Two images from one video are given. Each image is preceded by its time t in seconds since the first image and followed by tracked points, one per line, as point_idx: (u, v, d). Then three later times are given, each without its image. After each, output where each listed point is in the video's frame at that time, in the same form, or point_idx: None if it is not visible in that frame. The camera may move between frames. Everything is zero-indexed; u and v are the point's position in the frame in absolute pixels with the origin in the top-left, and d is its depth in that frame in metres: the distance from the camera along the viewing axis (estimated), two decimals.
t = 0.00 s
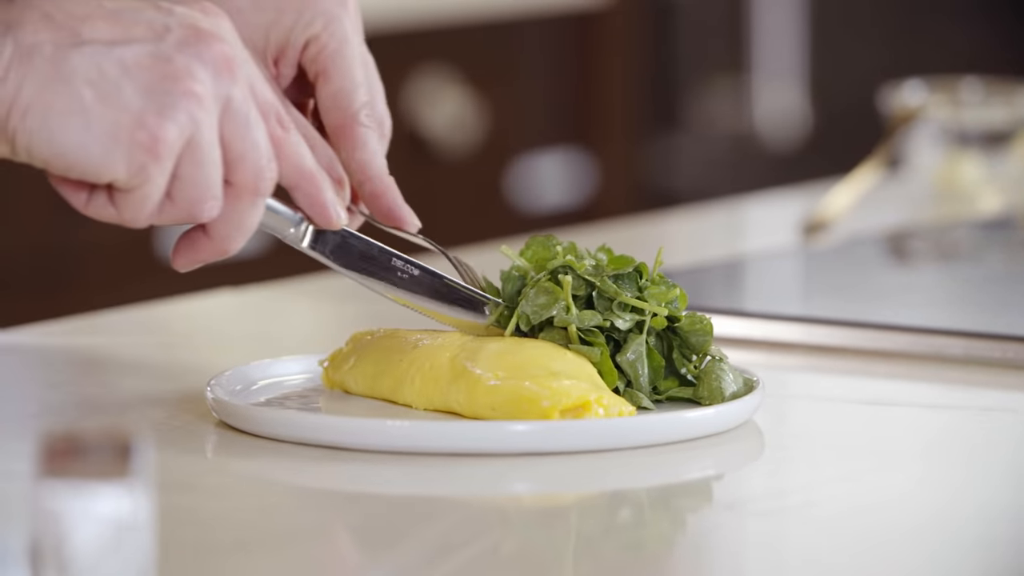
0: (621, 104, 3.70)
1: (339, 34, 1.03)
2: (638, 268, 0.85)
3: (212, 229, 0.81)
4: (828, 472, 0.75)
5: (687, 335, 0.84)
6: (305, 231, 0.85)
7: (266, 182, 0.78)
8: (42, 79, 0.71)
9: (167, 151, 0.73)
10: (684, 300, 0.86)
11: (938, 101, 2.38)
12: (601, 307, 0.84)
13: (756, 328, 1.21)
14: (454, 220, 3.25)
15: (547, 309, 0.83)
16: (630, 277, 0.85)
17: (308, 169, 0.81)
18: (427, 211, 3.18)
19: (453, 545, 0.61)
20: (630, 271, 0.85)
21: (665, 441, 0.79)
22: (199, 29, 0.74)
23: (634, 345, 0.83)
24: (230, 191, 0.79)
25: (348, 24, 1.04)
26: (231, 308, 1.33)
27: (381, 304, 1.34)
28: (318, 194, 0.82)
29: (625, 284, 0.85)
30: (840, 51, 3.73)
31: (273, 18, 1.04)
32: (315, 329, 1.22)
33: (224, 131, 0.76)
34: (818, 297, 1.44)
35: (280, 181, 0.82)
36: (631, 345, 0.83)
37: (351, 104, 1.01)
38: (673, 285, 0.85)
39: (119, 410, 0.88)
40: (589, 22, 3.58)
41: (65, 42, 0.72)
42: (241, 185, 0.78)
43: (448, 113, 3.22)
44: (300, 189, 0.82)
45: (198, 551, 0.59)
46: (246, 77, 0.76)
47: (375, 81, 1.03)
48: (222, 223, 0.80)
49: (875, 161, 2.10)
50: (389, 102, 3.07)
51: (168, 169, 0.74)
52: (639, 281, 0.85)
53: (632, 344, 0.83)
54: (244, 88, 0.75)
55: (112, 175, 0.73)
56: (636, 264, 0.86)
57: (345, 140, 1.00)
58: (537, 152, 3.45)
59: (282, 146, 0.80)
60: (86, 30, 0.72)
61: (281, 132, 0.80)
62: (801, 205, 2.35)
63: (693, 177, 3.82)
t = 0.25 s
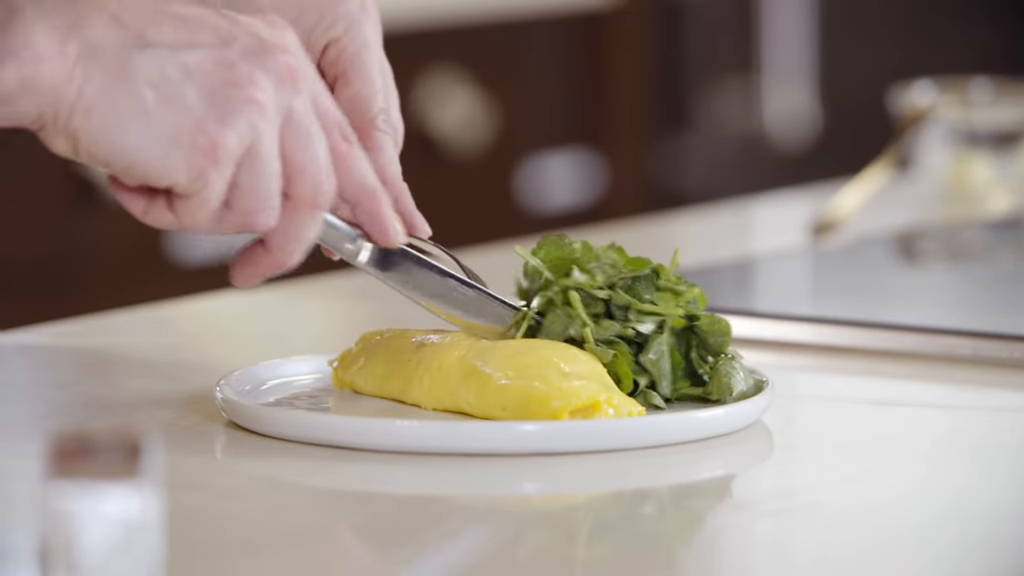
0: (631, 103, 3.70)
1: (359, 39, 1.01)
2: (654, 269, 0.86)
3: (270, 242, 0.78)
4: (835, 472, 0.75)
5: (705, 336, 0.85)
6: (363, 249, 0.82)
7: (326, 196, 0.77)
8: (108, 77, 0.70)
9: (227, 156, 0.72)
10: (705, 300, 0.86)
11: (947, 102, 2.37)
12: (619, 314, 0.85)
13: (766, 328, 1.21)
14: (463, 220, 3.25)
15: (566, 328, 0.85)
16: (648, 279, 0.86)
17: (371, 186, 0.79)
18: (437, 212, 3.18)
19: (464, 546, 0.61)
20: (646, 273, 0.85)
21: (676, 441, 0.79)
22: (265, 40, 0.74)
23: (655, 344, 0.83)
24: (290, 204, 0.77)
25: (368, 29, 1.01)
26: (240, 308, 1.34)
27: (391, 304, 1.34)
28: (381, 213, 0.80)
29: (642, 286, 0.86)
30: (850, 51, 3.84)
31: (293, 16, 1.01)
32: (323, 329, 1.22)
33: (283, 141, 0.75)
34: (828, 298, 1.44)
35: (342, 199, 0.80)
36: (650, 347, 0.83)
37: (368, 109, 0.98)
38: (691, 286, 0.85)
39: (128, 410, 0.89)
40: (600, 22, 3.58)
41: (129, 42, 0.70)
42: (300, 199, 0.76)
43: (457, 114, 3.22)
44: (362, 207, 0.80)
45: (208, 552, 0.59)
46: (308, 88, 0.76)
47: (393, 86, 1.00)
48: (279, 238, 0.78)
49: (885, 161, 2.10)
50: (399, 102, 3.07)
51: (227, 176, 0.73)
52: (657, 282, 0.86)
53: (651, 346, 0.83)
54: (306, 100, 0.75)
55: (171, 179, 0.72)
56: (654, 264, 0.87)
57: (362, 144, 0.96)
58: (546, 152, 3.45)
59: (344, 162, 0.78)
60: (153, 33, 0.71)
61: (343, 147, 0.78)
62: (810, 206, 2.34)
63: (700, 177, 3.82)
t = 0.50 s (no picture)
0: (635, 103, 3.70)
1: (372, 40, 1.01)
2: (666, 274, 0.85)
3: (254, 218, 0.78)
4: (840, 472, 0.75)
5: (716, 339, 0.86)
6: (346, 230, 0.83)
7: (313, 172, 0.76)
8: (102, 37, 0.70)
9: (217, 127, 0.72)
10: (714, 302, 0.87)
11: (951, 102, 2.37)
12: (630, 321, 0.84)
13: (769, 329, 1.21)
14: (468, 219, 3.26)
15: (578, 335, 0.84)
16: (658, 284, 0.85)
17: (356, 165, 0.79)
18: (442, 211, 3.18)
19: (468, 546, 0.61)
20: (658, 279, 0.85)
21: (679, 442, 0.79)
22: (262, 13, 0.74)
23: (665, 348, 0.83)
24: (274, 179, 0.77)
25: (381, 31, 1.01)
26: (244, 308, 1.34)
27: (394, 304, 1.34)
28: (365, 193, 0.79)
29: (652, 291, 0.85)
30: (854, 50, 3.87)
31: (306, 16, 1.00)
32: (327, 329, 1.22)
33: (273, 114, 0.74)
34: (832, 298, 1.44)
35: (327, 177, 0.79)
36: (660, 349, 0.83)
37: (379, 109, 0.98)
38: (703, 291, 0.85)
39: (131, 411, 0.89)
40: (605, 22, 3.59)
41: (126, 7, 0.71)
42: (286, 175, 0.76)
43: (462, 113, 3.22)
44: (347, 186, 0.79)
45: (212, 552, 0.59)
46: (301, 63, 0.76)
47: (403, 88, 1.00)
48: (263, 213, 0.78)
49: (890, 161, 2.10)
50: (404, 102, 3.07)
51: (215, 145, 0.73)
52: (667, 287, 0.86)
53: (662, 349, 0.83)
54: (299, 75, 0.75)
55: (158, 144, 0.72)
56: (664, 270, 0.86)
57: (371, 144, 0.97)
58: (551, 152, 3.45)
59: (332, 140, 0.78)
60: None
61: (332, 125, 0.78)
62: (815, 206, 2.34)
63: (705, 177, 3.86)
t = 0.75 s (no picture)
0: (636, 102, 3.69)
1: (389, 10, 1.00)
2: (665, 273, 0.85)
3: (275, 208, 0.78)
4: (842, 470, 0.75)
5: (718, 337, 0.86)
6: (365, 232, 0.82)
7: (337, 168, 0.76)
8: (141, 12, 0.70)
9: (248, 112, 0.72)
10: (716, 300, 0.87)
11: (952, 100, 2.37)
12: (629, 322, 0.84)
13: (770, 326, 1.21)
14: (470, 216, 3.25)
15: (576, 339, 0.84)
16: (658, 283, 0.85)
17: (378, 170, 0.79)
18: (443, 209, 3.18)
19: (470, 545, 0.61)
20: (657, 278, 0.85)
21: (679, 440, 0.79)
22: (298, 6, 0.75)
23: (666, 346, 0.83)
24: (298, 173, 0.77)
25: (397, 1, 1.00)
26: (246, 306, 1.34)
27: (395, 302, 1.34)
28: (385, 202, 0.79)
29: (653, 290, 0.85)
30: (857, 50, 3.95)
31: None
32: (329, 327, 1.22)
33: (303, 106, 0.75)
34: (833, 296, 1.44)
35: (351, 180, 0.79)
36: (662, 347, 0.83)
37: (394, 82, 0.98)
38: (705, 289, 0.86)
39: (133, 408, 0.89)
40: (606, 20, 3.58)
41: None
42: (312, 169, 0.76)
43: (463, 111, 3.22)
44: (369, 191, 0.79)
45: (215, 550, 0.59)
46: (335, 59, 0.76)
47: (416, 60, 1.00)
48: (283, 205, 0.78)
49: (890, 159, 2.10)
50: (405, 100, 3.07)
51: (244, 130, 0.73)
52: (667, 286, 0.86)
53: (663, 346, 0.83)
54: (331, 69, 0.75)
55: (187, 125, 0.72)
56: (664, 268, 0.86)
57: (385, 117, 0.97)
58: (551, 151, 3.45)
59: (357, 142, 0.78)
60: None
61: (359, 128, 0.78)
62: (815, 204, 2.33)
63: (707, 175, 3.86)
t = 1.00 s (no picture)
0: (636, 102, 3.69)
1: (399, 37, 1.01)
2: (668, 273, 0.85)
3: (269, 217, 0.78)
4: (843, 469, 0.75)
5: (721, 335, 0.86)
6: (361, 238, 0.82)
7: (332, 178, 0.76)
8: (135, 20, 0.70)
9: (240, 123, 0.73)
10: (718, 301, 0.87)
11: (951, 100, 2.37)
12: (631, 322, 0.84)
13: (770, 325, 1.21)
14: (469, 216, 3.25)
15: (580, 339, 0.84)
16: (661, 283, 0.85)
17: (374, 177, 0.79)
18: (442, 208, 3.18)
19: (471, 544, 0.61)
20: (660, 277, 0.85)
21: (679, 439, 0.79)
22: (293, 14, 0.74)
23: (668, 345, 0.83)
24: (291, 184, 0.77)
25: (407, 28, 1.02)
26: (246, 305, 1.34)
27: (394, 302, 1.34)
28: (382, 205, 0.79)
29: (656, 290, 0.85)
30: (858, 49, 3.95)
31: (334, 11, 1.02)
32: (329, 326, 1.22)
33: (296, 116, 0.75)
34: (833, 295, 1.44)
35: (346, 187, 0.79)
36: (665, 346, 0.83)
37: (402, 108, 0.98)
38: (707, 289, 0.86)
39: (132, 408, 0.89)
40: (606, 20, 3.59)
41: None
42: (305, 178, 0.76)
43: (463, 111, 3.23)
44: (363, 198, 0.79)
45: (215, 550, 0.59)
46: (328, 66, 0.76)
47: (428, 89, 1.00)
48: (276, 214, 0.78)
49: (890, 158, 2.10)
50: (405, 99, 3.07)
51: (236, 140, 0.73)
52: (670, 285, 0.86)
53: (666, 346, 0.83)
54: (325, 78, 0.75)
55: (179, 135, 0.72)
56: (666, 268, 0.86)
57: (392, 146, 0.97)
58: (551, 150, 3.45)
59: (352, 150, 0.78)
60: None
61: (353, 135, 0.78)
62: (815, 204, 2.33)
63: (707, 174, 3.86)
